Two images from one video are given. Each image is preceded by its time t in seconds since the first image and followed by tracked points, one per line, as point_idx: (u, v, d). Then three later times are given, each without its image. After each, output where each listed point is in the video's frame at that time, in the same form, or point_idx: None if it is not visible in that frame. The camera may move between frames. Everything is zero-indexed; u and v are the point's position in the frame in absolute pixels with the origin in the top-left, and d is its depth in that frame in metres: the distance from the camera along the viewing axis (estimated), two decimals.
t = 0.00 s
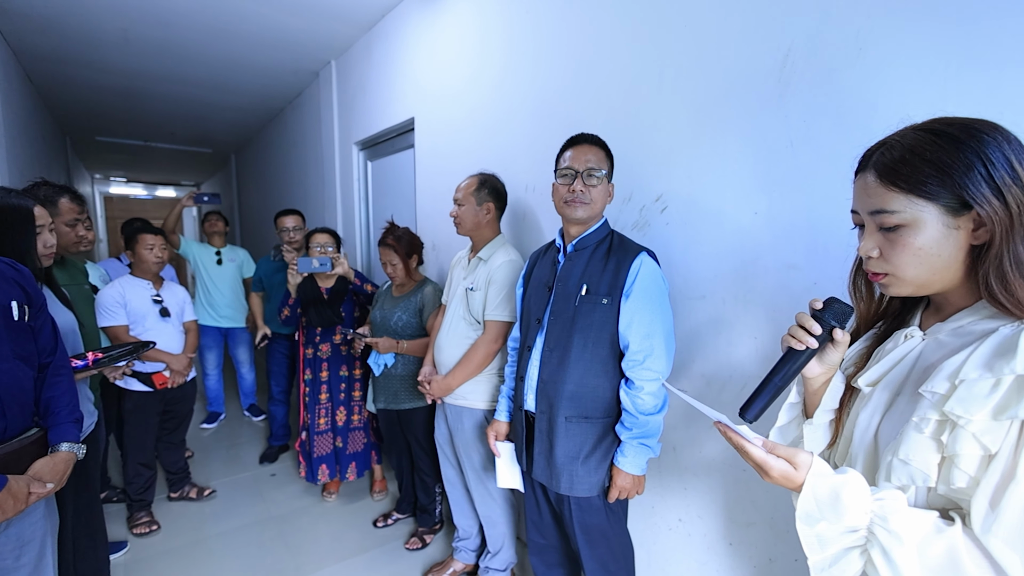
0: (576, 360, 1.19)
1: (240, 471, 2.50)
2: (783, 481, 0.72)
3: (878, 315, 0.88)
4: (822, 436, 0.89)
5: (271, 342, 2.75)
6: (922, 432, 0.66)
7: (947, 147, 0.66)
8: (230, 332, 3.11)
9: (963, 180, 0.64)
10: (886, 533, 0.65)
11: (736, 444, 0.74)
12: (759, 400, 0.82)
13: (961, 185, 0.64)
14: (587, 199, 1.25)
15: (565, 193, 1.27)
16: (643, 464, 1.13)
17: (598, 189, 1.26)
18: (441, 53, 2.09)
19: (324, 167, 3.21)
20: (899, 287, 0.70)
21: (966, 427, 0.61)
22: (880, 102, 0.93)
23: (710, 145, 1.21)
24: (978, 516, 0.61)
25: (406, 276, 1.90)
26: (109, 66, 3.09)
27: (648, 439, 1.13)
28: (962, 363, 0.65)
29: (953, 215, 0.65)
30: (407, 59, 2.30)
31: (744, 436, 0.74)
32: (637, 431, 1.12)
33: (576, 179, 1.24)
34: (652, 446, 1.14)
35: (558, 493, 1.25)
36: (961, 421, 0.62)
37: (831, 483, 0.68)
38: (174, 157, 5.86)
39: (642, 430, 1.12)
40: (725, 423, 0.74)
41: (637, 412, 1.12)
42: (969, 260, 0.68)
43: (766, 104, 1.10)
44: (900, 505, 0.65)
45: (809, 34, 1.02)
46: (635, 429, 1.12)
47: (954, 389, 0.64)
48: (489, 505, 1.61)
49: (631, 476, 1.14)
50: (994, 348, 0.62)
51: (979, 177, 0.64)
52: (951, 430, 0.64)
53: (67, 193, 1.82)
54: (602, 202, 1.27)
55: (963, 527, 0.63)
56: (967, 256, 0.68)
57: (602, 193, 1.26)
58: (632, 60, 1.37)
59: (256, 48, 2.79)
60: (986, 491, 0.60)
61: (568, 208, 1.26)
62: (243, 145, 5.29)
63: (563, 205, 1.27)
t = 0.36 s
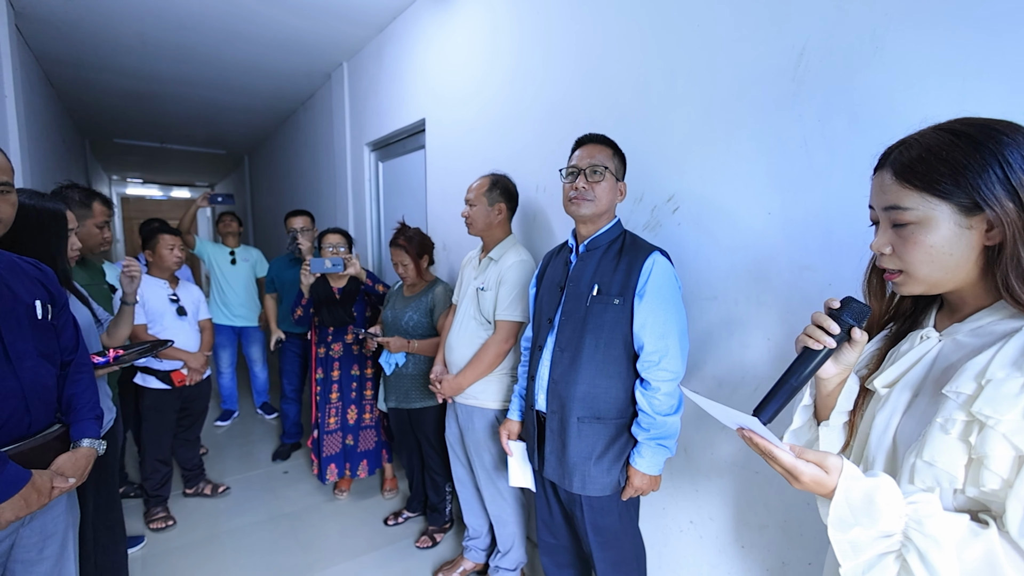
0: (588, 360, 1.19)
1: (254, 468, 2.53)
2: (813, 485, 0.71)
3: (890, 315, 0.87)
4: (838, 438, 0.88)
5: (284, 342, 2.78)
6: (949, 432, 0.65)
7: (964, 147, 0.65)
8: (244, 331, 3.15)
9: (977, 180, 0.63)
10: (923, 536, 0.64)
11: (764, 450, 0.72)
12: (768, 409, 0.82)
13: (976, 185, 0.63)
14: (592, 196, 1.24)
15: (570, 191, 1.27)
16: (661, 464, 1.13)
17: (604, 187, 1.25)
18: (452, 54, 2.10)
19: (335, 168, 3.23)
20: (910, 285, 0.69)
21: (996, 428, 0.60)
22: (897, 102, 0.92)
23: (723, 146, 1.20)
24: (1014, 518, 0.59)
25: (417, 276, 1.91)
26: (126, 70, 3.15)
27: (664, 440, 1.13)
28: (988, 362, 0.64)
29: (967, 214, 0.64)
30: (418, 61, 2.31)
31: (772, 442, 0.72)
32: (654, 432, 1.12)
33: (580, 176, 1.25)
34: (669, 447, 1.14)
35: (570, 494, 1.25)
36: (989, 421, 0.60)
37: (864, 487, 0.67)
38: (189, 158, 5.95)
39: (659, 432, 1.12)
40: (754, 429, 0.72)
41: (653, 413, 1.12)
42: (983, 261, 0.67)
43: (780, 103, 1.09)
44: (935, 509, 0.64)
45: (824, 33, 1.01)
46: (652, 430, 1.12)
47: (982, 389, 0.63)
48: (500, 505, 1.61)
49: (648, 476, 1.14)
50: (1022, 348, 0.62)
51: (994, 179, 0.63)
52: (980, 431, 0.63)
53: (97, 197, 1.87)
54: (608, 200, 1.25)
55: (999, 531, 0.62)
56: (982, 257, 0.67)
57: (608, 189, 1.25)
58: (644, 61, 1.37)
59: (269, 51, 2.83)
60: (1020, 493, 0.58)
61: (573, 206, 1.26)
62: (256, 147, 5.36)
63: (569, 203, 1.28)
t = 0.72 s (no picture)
0: (600, 360, 1.19)
1: (268, 465, 2.57)
2: (816, 483, 0.71)
3: (903, 314, 0.86)
4: (842, 433, 0.87)
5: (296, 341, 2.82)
6: (955, 432, 0.64)
7: (971, 150, 0.64)
8: (258, 330, 3.20)
9: (978, 184, 0.62)
10: (926, 535, 0.63)
11: (768, 448, 0.72)
12: (776, 402, 0.82)
13: (976, 187, 0.62)
14: (606, 195, 1.25)
15: (583, 190, 1.28)
16: (673, 467, 1.13)
17: (619, 187, 1.25)
18: (463, 56, 2.11)
19: (348, 169, 3.26)
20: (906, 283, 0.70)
21: (1001, 428, 0.59)
22: (915, 101, 0.91)
23: (736, 146, 1.20)
24: (1018, 518, 0.58)
25: (429, 277, 1.93)
26: (144, 74, 3.21)
27: (676, 443, 1.13)
28: (995, 363, 0.63)
29: (966, 217, 0.64)
30: (429, 62, 2.33)
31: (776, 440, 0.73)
32: (665, 434, 1.12)
33: (594, 176, 1.25)
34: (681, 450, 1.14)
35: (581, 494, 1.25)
36: (995, 421, 0.59)
37: (867, 485, 0.67)
38: (205, 160, 6.05)
39: (670, 434, 1.12)
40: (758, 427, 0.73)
41: (666, 415, 1.12)
42: (984, 265, 0.66)
43: (795, 103, 1.08)
44: (938, 508, 0.63)
45: (840, 32, 1.00)
46: (663, 431, 1.12)
47: (989, 389, 0.62)
48: (511, 504, 1.62)
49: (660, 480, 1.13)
50: None
51: (997, 182, 0.62)
52: (986, 431, 0.62)
53: (118, 199, 1.94)
54: (622, 200, 1.25)
55: (1004, 530, 0.61)
56: (982, 261, 0.66)
57: (621, 189, 1.25)
58: (657, 60, 1.36)
59: (283, 53, 2.86)
60: None
61: (587, 205, 1.27)
62: (270, 148, 5.43)
63: (582, 203, 1.28)
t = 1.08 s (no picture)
0: (613, 361, 1.19)
1: (282, 462, 2.60)
2: (824, 479, 0.69)
3: (919, 318, 0.84)
4: (862, 437, 0.86)
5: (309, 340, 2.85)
6: (967, 432, 0.62)
7: (989, 151, 0.63)
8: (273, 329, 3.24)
9: (1004, 184, 0.61)
10: (934, 532, 0.62)
11: (776, 442, 0.71)
12: (794, 406, 0.81)
13: (1002, 189, 0.61)
14: (621, 195, 1.24)
15: (598, 190, 1.28)
16: (684, 471, 1.12)
17: (634, 186, 1.24)
18: (476, 56, 2.11)
19: (361, 170, 3.29)
20: (938, 291, 0.67)
21: (1013, 429, 0.57)
22: (938, 98, 0.89)
23: (754, 144, 1.18)
24: None
25: (442, 276, 1.93)
26: (163, 77, 3.26)
27: (687, 446, 1.12)
28: (1008, 363, 0.61)
29: (993, 219, 0.62)
30: (442, 63, 2.33)
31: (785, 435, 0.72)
32: (677, 437, 1.11)
33: (609, 174, 1.24)
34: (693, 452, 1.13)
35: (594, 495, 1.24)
36: (1007, 422, 0.58)
37: (875, 481, 0.66)
38: (220, 161, 6.13)
39: (681, 436, 1.11)
40: (766, 421, 0.71)
41: (677, 418, 1.11)
42: (1011, 264, 0.65)
43: (814, 101, 1.07)
44: (947, 506, 0.62)
45: (860, 28, 0.99)
46: (675, 434, 1.11)
47: (1002, 389, 0.60)
48: (523, 504, 1.62)
49: (671, 483, 1.12)
50: None
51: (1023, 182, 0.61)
52: (999, 431, 0.60)
53: (137, 199, 1.96)
54: (637, 199, 1.25)
55: (1016, 531, 0.59)
56: (1009, 260, 0.65)
57: (636, 189, 1.24)
58: (673, 58, 1.35)
59: (298, 55, 2.89)
60: None
61: (601, 204, 1.26)
62: (284, 149, 5.49)
63: (597, 202, 1.28)
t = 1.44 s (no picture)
0: (630, 363, 1.18)
1: (297, 460, 2.62)
2: (860, 486, 0.68)
3: (939, 319, 0.82)
4: (886, 442, 0.84)
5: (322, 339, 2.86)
6: (1004, 435, 0.60)
7: (1020, 144, 0.62)
8: (287, 328, 3.27)
9: None
10: (979, 540, 0.60)
11: (809, 448, 0.69)
12: (819, 408, 0.79)
13: None
14: (637, 194, 1.23)
15: (613, 189, 1.27)
16: (700, 473, 1.10)
17: (650, 186, 1.23)
18: (490, 56, 2.11)
19: (374, 170, 3.31)
20: (971, 289, 0.65)
21: None
22: (966, 93, 0.87)
23: (774, 142, 1.16)
24: None
25: (455, 276, 1.94)
26: (180, 79, 3.31)
27: (704, 449, 1.11)
28: None
29: None
30: (456, 62, 2.34)
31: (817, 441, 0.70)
32: (694, 439, 1.10)
33: (625, 174, 1.23)
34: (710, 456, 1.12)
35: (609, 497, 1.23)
36: None
37: (914, 487, 0.65)
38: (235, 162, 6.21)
39: (698, 438, 1.10)
40: (799, 426, 0.70)
41: (694, 420, 1.10)
42: None
43: (836, 98, 1.05)
44: (992, 513, 0.60)
45: (884, 22, 0.97)
46: (692, 436, 1.10)
47: None
48: (537, 505, 1.61)
49: (687, 486, 1.11)
50: None
51: None
52: None
53: (154, 199, 2.00)
54: (653, 199, 1.24)
55: None
56: None
57: (652, 188, 1.23)
58: (689, 56, 1.34)
59: (312, 56, 2.91)
60: None
61: (617, 204, 1.25)
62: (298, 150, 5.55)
63: (612, 202, 1.27)
